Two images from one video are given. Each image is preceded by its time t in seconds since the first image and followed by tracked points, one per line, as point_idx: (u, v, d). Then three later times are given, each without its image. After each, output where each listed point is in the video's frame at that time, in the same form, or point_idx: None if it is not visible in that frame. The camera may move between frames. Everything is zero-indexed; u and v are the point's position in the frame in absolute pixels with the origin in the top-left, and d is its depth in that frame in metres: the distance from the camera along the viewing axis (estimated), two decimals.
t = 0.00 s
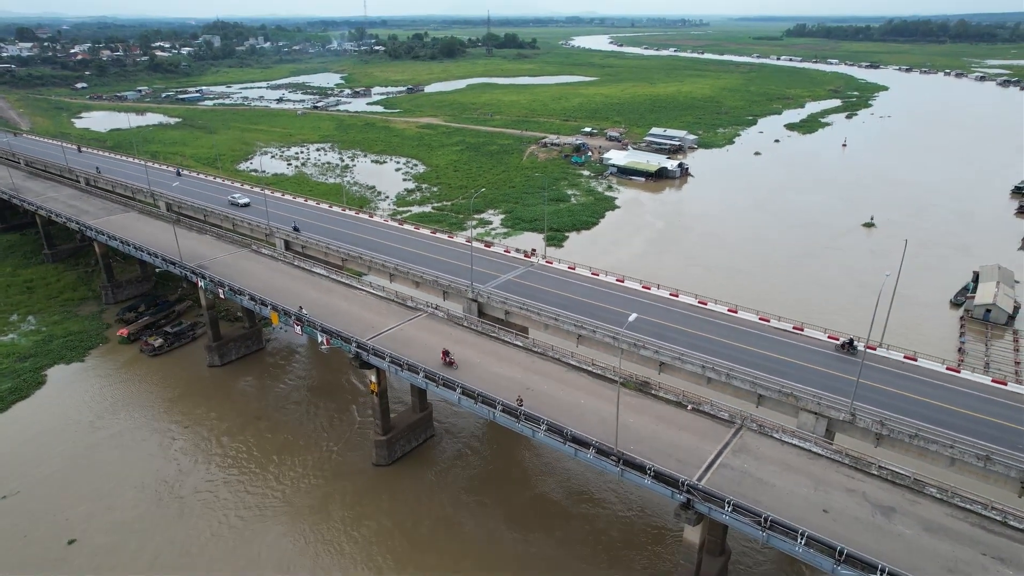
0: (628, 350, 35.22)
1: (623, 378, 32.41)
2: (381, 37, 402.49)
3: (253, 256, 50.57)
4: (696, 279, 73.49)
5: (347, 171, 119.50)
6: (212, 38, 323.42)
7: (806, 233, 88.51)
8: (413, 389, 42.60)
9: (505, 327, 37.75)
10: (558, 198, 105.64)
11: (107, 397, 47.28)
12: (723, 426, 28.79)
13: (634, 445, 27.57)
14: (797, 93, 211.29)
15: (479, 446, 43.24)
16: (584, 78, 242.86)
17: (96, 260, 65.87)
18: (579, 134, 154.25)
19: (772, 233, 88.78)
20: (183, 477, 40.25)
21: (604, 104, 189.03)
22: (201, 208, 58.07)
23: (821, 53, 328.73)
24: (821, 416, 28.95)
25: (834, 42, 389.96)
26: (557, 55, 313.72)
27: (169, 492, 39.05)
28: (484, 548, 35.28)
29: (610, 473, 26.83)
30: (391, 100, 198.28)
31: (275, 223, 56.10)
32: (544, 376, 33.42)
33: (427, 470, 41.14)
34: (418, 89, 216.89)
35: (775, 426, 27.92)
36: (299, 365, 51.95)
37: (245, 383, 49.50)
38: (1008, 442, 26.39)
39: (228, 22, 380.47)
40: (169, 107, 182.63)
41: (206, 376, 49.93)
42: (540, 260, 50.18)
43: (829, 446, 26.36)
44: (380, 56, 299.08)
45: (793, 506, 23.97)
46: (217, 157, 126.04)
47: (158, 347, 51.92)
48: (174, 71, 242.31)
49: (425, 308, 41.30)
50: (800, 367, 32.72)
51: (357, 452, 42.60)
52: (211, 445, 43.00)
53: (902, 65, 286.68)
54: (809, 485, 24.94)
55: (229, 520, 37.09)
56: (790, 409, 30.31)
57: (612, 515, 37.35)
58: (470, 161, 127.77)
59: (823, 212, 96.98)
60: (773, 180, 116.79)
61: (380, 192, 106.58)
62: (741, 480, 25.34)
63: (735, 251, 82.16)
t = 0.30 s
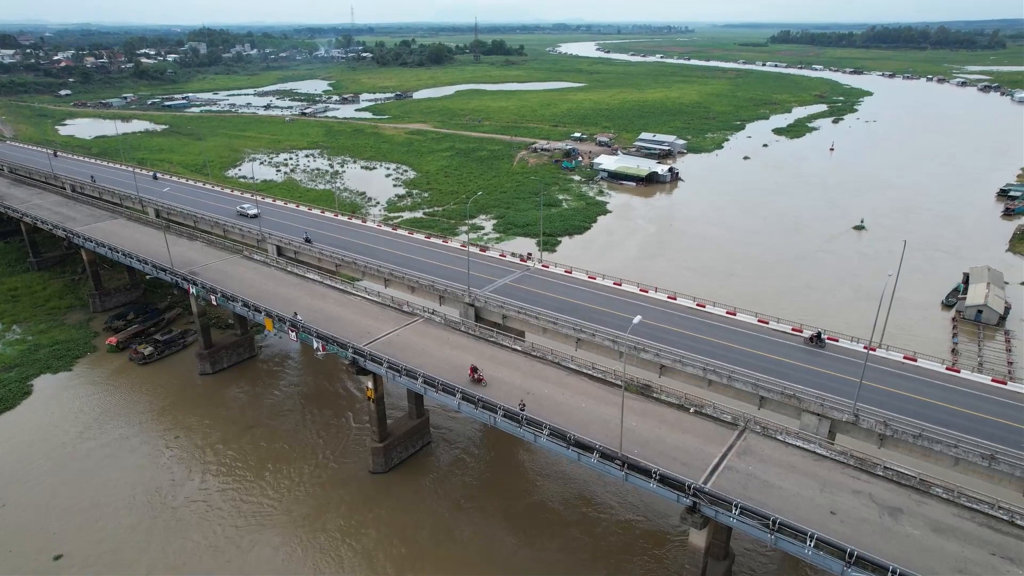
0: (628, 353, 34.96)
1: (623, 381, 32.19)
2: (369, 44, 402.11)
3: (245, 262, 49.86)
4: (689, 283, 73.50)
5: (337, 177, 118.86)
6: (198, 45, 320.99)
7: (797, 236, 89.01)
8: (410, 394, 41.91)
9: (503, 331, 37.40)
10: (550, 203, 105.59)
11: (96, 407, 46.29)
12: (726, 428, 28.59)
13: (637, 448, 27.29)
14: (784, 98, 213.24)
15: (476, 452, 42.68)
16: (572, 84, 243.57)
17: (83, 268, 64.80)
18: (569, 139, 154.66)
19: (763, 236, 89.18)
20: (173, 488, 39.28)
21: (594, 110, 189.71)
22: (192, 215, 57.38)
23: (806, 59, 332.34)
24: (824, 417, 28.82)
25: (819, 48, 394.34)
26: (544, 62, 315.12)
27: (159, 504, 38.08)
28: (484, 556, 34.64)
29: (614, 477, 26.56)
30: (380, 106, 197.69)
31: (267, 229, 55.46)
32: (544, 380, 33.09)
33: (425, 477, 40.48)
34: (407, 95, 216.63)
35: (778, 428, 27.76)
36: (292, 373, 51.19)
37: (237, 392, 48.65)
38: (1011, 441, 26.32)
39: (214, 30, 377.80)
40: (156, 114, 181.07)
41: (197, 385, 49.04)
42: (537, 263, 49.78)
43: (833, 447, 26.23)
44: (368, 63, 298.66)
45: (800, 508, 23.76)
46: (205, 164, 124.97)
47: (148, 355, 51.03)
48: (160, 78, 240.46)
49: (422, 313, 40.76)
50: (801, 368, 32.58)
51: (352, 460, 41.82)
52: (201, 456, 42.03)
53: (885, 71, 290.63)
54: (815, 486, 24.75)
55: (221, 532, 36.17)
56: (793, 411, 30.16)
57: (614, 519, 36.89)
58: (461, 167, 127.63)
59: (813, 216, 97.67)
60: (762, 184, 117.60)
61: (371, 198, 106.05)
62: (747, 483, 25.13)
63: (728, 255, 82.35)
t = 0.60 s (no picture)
0: (627, 354, 34.74)
1: (624, 382, 31.95)
2: (355, 49, 401.02)
3: (235, 266, 49.06)
4: (681, 284, 73.64)
5: (325, 182, 117.93)
6: (181, 50, 317.94)
7: (786, 237, 89.61)
8: (406, 398, 41.29)
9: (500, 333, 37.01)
10: (539, 206, 105.54)
11: (82, 416, 45.18)
12: (728, 428, 28.42)
13: (640, 449, 27.04)
14: (768, 101, 215.31)
15: (473, 455, 42.12)
16: (558, 88, 244.18)
17: (67, 274, 63.53)
18: (556, 142, 154.80)
19: (753, 237, 89.69)
20: (162, 498, 38.29)
21: (581, 113, 190.28)
22: (180, 219, 56.49)
23: (788, 63, 336.26)
24: (826, 415, 28.76)
25: (801, 52, 399.14)
26: (530, 66, 315.80)
27: (148, 515, 37.08)
28: (484, 562, 34.09)
29: (618, 479, 26.29)
30: (367, 110, 196.84)
31: (257, 233, 54.71)
32: (543, 382, 32.76)
33: (422, 482, 39.87)
34: (393, 100, 215.91)
35: (781, 426, 27.63)
36: (283, 378, 50.37)
37: (227, 398, 47.73)
38: (1013, 437, 26.36)
39: (197, 35, 374.18)
40: (138, 119, 178.88)
41: (187, 392, 48.11)
42: (532, 265, 49.44)
43: (837, 445, 26.15)
44: (353, 68, 297.40)
45: (807, 507, 23.61)
46: (191, 169, 123.47)
47: (136, 362, 50.01)
48: (142, 83, 237.74)
49: (417, 316, 40.24)
50: (800, 367, 32.52)
51: (347, 465, 41.09)
52: (191, 464, 41.03)
53: (866, 74, 294.88)
54: (821, 484, 24.64)
55: (212, 542, 35.28)
56: (795, 410, 30.07)
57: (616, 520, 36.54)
58: (450, 171, 127.25)
59: (801, 217, 98.42)
60: (750, 186, 118.41)
61: (359, 202, 105.33)
62: (753, 482, 24.95)
63: (718, 256, 82.69)
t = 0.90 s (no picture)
0: (626, 354, 34.50)
1: (625, 383, 31.69)
2: (338, 53, 398.53)
3: (225, 270, 48.20)
4: (673, 285, 73.70)
5: (311, 185, 116.83)
6: (162, 54, 314.10)
7: (775, 237, 90.16)
8: (401, 401, 40.64)
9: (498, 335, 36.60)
10: (528, 208, 105.28)
11: (67, 425, 44.04)
12: (730, 426, 28.26)
13: (643, 449, 26.81)
14: (752, 103, 217.11)
15: (470, 459, 41.59)
16: (543, 91, 244.45)
17: (49, 280, 62.16)
18: (544, 145, 154.82)
19: (742, 238, 90.14)
20: (151, 509, 37.28)
21: (568, 116, 190.55)
22: (167, 223, 55.52)
23: (771, 66, 339.70)
24: (828, 413, 28.69)
25: (782, 55, 403.29)
26: (514, 70, 315.98)
27: (136, 526, 36.07)
28: (483, 568, 33.46)
29: (622, 480, 26.00)
30: (352, 114, 195.62)
31: (246, 236, 53.90)
32: (543, 384, 32.42)
33: (418, 486, 39.25)
34: (378, 103, 214.81)
35: (784, 424, 27.49)
36: (275, 383, 49.52)
37: (217, 404, 46.80)
38: (1014, 432, 26.40)
39: (178, 39, 370.24)
40: (120, 123, 176.33)
41: (176, 398, 47.14)
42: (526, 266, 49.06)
43: (841, 443, 26.03)
44: (337, 71, 295.45)
45: (814, 505, 23.45)
46: (174, 173, 121.70)
47: (123, 369, 48.95)
48: (123, 87, 234.44)
49: (412, 318, 39.72)
50: (800, 365, 32.43)
51: (342, 471, 40.33)
52: (180, 473, 40.03)
53: (847, 77, 298.79)
54: (826, 482, 24.51)
55: (203, 554, 34.37)
56: (796, 407, 29.96)
57: (616, 522, 36.18)
58: (438, 173, 126.67)
59: (789, 217, 99.10)
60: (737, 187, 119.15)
61: (347, 206, 104.41)
62: (758, 481, 24.79)
63: (709, 256, 82.99)
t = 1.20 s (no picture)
0: (624, 354, 34.27)
1: (625, 382, 31.45)
2: (321, 56, 395.62)
3: (213, 273, 47.31)
4: (664, 285, 73.72)
5: (297, 189, 115.63)
6: (142, 57, 309.92)
7: (763, 237, 90.72)
8: (396, 404, 39.98)
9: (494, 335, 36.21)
10: (517, 210, 105.00)
11: (51, 434, 42.88)
12: (732, 424, 28.08)
13: (647, 449, 26.53)
14: (736, 105, 218.89)
15: (466, 461, 41.08)
16: (528, 94, 244.61)
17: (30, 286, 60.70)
18: (531, 147, 154.76)
19: (731, 238, 90.58)
20: (140, 519, 36.27)
21: (554, 118, 190.75)
22: (152, 227, 54.54)
23: (753, 68, 343.14)
24: (828, 410, 28.64)
25: (764, 57, 407.65)
26: (499, 73, 315.95)
27: (124, 538, 35.03)
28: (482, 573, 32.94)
29: (626, 480, 25.74)
30: (337, 117, 194.35)
31: (235, 239, 53.03)
32: (542, 384, 32.07)
33: (414, 490, 38.64)
34: (363, 106, 213.52)
35: (786, 422, 27.40)
36: (265, 388, 48.63)
37: (207, 410, 45.87)
38: (1013, 426, 26.50)
39: (158, 42, 365.90)
40: (100, 127, 173.46)
41: (164, 405, 46.15)
42: (520, 266, 48.75)
43: (843, 439, 25.98)
44: (320, 75, 293.52)
45: (820, 502, 23.32)
46: (157, 178, 119.79)
47: (109, 375, 47.82)
48: (102, 90, 230.88)
49: (407, 320, 39.17)
50: (798, 362, 32.36)
51: (336, 476, 39.58)
52: (170, 482, 39.03)
53: (828, 79, 302.54)
54: (830, 479, 24.42)
55: (195, 565, 33.44)
56: (797, 405, 29.85)
57: (616, 522, 35.88)
58: (425, 176, 126.02)
59: (777, 217, 99.80)
60: (724, 187, 119.89)
61: (334, 209, 103.37)
62: (763, 479, 24.63)
63: (698, 256, 83.31)
